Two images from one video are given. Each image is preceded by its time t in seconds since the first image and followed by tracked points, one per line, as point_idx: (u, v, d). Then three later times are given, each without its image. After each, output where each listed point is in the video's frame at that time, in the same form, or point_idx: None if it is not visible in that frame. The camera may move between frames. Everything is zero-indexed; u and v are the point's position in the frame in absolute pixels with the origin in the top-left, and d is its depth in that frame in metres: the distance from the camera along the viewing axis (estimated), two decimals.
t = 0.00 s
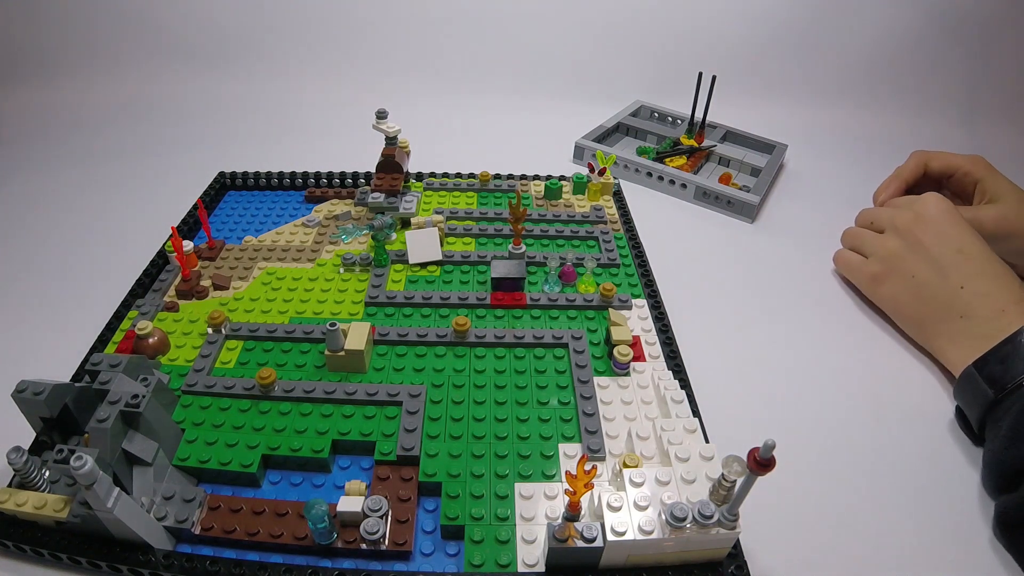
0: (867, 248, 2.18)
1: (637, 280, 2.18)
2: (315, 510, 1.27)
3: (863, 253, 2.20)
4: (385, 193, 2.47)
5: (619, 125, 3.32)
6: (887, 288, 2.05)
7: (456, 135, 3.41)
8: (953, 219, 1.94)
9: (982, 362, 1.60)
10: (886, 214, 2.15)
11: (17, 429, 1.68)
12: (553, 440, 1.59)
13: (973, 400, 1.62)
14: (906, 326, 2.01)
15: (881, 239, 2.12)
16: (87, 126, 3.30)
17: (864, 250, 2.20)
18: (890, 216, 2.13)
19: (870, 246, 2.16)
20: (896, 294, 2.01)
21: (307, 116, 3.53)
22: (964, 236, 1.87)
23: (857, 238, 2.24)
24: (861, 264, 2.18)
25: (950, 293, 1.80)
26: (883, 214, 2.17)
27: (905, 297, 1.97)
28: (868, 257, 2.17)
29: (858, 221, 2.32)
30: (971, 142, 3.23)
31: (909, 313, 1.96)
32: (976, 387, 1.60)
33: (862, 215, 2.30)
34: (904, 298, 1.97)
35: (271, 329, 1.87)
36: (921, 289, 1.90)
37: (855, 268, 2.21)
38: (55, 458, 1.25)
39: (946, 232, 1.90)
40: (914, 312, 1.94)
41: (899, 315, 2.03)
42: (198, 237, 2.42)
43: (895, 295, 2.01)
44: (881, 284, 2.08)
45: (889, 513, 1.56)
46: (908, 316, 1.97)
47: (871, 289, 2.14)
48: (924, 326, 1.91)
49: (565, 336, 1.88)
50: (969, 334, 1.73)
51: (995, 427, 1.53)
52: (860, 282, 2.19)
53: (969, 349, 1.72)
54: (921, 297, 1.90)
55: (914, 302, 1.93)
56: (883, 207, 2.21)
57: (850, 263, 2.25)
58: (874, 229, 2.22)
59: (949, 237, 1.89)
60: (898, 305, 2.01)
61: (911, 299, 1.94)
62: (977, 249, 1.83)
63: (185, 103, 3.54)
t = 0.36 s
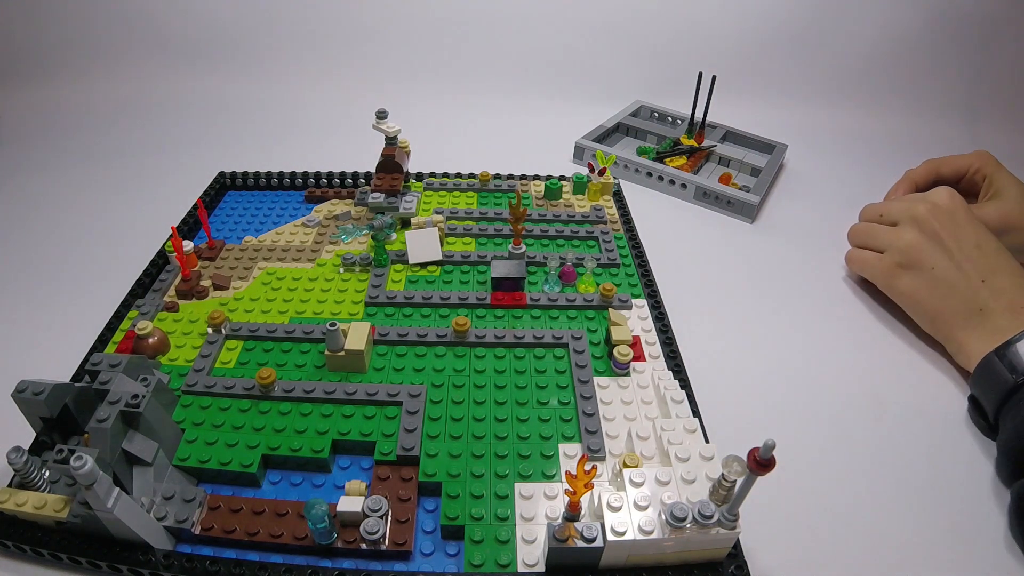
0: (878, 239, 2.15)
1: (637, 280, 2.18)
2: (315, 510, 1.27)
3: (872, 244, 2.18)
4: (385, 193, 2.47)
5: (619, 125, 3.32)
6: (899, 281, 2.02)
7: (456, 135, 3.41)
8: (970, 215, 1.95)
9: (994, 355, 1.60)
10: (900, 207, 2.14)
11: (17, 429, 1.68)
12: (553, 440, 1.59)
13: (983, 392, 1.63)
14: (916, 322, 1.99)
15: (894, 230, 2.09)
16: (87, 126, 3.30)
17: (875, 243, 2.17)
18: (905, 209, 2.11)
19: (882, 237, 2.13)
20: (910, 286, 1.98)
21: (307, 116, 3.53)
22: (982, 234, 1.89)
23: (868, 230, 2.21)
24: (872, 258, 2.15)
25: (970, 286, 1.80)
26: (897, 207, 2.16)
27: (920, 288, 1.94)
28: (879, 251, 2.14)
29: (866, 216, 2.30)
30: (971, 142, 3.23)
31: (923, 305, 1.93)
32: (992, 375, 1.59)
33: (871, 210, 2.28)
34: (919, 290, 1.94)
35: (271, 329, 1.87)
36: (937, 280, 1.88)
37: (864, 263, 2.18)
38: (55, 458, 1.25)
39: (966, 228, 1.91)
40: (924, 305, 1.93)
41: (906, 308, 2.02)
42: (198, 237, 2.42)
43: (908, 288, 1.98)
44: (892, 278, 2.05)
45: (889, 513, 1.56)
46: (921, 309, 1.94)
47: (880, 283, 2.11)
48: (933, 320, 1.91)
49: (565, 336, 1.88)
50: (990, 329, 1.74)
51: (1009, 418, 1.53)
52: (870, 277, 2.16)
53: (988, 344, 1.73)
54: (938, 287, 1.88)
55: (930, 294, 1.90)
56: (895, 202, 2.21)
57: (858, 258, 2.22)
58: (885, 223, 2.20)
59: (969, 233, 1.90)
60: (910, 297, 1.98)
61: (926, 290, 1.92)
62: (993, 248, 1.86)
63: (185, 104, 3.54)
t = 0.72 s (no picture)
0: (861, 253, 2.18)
1: (637, 280, 2.18)
2: (315, 510, 1.27)
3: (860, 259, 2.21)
4: (385, 193, 2.47)
5: (619, 125, 3.32)
6: (887, 291, 2.05)
7: (456, 135, 3.41)
8: (941, 210, 1.95)
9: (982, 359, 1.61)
10: (873, 215, 2.16)
11: (18, 428, 1.68)
12: (553, 440, 1.59)
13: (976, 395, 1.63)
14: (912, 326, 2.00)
15: (872, 242, 2.13)
16: (87, 126, 3.30)
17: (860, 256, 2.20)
18: (877, 217, 2.14)
19: (863, 250, 2.17)
20: (897, 295, 2.01)
21: (307, 116, 3.53)
22: (954, 225, 1.88)
23: (850, 243, 2.25)
24: (859, 271, 2.20)
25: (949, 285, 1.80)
26: (871, 215, 2.18)
27: (906, 297, 1.97)
28: (864, 262, 2.18)
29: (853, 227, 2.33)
30: (970, 142, 3.24)
31: (912, 312, 1.96)
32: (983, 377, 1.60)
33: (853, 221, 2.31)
34: (905, 299, 1.97)
35: (271, 329, 1.87)
36: (921, 287, 1.90)
37: (855, 276, 2.22)
38: (55, 458, 1.25)
39: (935, 224, 1.91)
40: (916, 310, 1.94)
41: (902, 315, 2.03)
42: (198, 237, 2.42)
43: (896, 297, 2.02)
44: (881, 287, 2.08)
45: (889, 513, 1.56)
46: (911, 315, 1.96)
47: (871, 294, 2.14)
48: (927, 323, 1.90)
49: (565, 336, 1.88)
50: (976, 323, 1.72)
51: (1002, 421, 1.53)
52: (862, 288, 2.19)
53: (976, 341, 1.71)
54: (923, 294, 1.89)
55: (915, 301, 1.93)
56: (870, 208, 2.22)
57: (849, 270, 2.26)
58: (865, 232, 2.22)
59: (939, 228, 1.89)
60: (899, 305, 2.00)
61: (911, 298, 1.95)
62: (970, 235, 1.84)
63: (185, 104, 3.54)
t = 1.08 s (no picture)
0: (852, 256, 2.20)
1: (636, 280, 2.18)
2: (315, 510, 1.27)
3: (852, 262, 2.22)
4: (385, 193, 2.47)
5: (619, 125, 3.32)
6: (875, 296, 2.07)
7: (456, 135, 3.41)
8: (929, 215, 1.94)
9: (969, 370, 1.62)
10: (865, 218, 2.17)
11: (17, 428, 1.68)
12: (553, 440, 1.59)
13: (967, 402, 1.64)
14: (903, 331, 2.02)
15: (861, 247, 2.15)
16: (88, 126, 3.30)
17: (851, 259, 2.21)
18: (868, 221, 2.14)
19: (853, 254, 2.19)
20: (885, 301, 2.03)
21: (308, 116, 3.53)
22: (941, 232, 1.87)
23: (842, 246, 2.27)
24: (850, 274, 2.22)
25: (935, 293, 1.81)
26: (862, 219, 2.19)
27: (893, 303, 1.99)
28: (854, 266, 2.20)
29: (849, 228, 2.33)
30: (970, 142, 3.24)
31: (900, 318, 1.98)
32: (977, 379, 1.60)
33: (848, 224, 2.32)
34: (893, 305, 1.99)
35: (271, 329, 1.87)
36: (909, 293, 1.91)
37: (846, 279, 2.24)
38: (55, 458, 1.25)
39: (921, 231, 1.91)
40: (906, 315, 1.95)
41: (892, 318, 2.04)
42: (198, 237, 2.42)
43: (884, 303, 2.04)
44: (871, 292, 2.10)
45: (888, 513, 1.56)
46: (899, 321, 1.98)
47: (862, 298, 2.16)
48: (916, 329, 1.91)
49: (565, 336, 1.88)
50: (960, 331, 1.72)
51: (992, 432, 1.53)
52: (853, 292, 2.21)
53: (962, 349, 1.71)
54: (911, 301, 1.90)
55: (902, 307, 1.95)
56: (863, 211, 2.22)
57: (842, 273, 2.28)
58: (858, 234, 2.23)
59: (925, 235, 1.90)
60: (888, 311, 2.02)
61: (899, 305, 1.97)
62: (956, 243, 1.83)
63: (185, 104, 3.54)
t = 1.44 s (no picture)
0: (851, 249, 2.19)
1: (636, 280, 2.18)
2: (315, 510, 1.27)
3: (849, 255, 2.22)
4: (385, 193, 2.47)
5: (619, 125, 3.32)
6: (869, 289, 2.07)
7: (456, 135, 3.41)
8: (934, 216, 1.94)
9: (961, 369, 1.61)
10: (870, 213, 2.16)
11: (17, 428, 1.68)
12: (553, 440, 1.59)
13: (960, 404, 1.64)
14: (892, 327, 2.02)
15: (861, 239, 2.15)
16: (88, 126, 3.31)
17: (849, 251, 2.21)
18: (872, 215, 2.14)
19: (851, 247, 2.19)
20: (879, 295, 2.03)
21: (308, 116, 3.53)
22: (943, 233, 1.87)
23: (841, 239, 2.26)
24: (846, 266, 2.21)
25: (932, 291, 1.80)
26: (866, 214, 2.19)
27: (887, 296, 1.99)
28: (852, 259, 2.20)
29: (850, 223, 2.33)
30: (970, 142, 3.24)
31: (892, 312, 1.97)
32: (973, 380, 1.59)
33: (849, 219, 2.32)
34: (887, 299, 1.99)
35: (271, 329, 1.87)
36: (905, 289, 1.90)
37: (842, 272, 2.24)
38: (55, 458, 1.25)
39: (925, 230, 1.91)
40: (898, 312, 1.95)
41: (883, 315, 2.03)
42: (198, 237, 2.42)
43: (877, 296, 2.04)
44: (865, 287, 2.10)
45: (888, 514, 1.56)
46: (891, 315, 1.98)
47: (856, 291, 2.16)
48: (908, 327, 1.91)
49: (565, 336, 1.88)
50: (953, 329, 1.72)
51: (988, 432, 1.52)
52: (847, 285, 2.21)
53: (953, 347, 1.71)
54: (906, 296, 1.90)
55: (896, 303, 1.95)
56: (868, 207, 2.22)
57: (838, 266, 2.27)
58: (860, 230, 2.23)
59: (928, 234, 1.89)
60: (880, 305, 2.02)
61: (893, 299, 1.96)
62: (958, 245, 1.83)
63: (186, 104, 3.55)
